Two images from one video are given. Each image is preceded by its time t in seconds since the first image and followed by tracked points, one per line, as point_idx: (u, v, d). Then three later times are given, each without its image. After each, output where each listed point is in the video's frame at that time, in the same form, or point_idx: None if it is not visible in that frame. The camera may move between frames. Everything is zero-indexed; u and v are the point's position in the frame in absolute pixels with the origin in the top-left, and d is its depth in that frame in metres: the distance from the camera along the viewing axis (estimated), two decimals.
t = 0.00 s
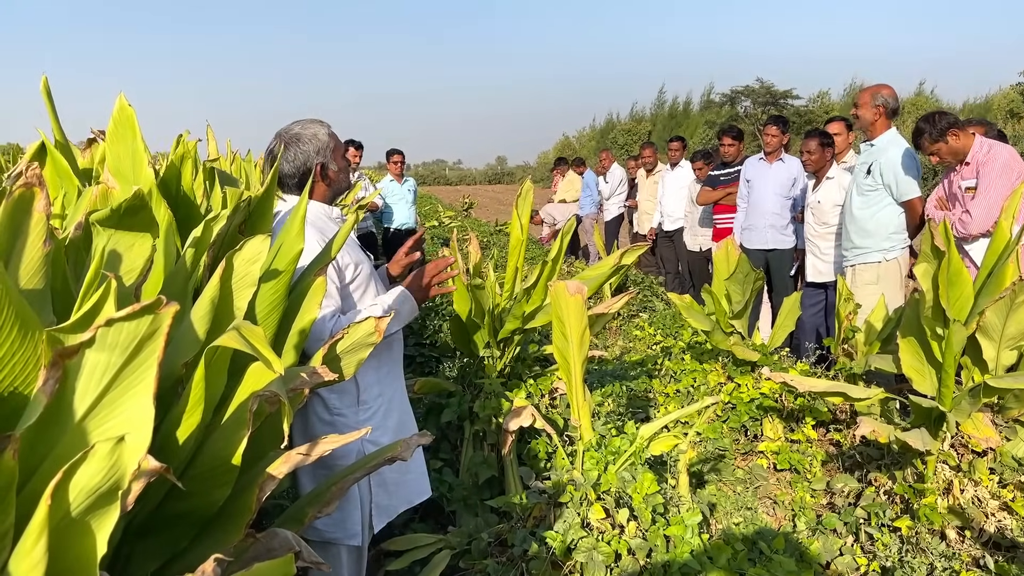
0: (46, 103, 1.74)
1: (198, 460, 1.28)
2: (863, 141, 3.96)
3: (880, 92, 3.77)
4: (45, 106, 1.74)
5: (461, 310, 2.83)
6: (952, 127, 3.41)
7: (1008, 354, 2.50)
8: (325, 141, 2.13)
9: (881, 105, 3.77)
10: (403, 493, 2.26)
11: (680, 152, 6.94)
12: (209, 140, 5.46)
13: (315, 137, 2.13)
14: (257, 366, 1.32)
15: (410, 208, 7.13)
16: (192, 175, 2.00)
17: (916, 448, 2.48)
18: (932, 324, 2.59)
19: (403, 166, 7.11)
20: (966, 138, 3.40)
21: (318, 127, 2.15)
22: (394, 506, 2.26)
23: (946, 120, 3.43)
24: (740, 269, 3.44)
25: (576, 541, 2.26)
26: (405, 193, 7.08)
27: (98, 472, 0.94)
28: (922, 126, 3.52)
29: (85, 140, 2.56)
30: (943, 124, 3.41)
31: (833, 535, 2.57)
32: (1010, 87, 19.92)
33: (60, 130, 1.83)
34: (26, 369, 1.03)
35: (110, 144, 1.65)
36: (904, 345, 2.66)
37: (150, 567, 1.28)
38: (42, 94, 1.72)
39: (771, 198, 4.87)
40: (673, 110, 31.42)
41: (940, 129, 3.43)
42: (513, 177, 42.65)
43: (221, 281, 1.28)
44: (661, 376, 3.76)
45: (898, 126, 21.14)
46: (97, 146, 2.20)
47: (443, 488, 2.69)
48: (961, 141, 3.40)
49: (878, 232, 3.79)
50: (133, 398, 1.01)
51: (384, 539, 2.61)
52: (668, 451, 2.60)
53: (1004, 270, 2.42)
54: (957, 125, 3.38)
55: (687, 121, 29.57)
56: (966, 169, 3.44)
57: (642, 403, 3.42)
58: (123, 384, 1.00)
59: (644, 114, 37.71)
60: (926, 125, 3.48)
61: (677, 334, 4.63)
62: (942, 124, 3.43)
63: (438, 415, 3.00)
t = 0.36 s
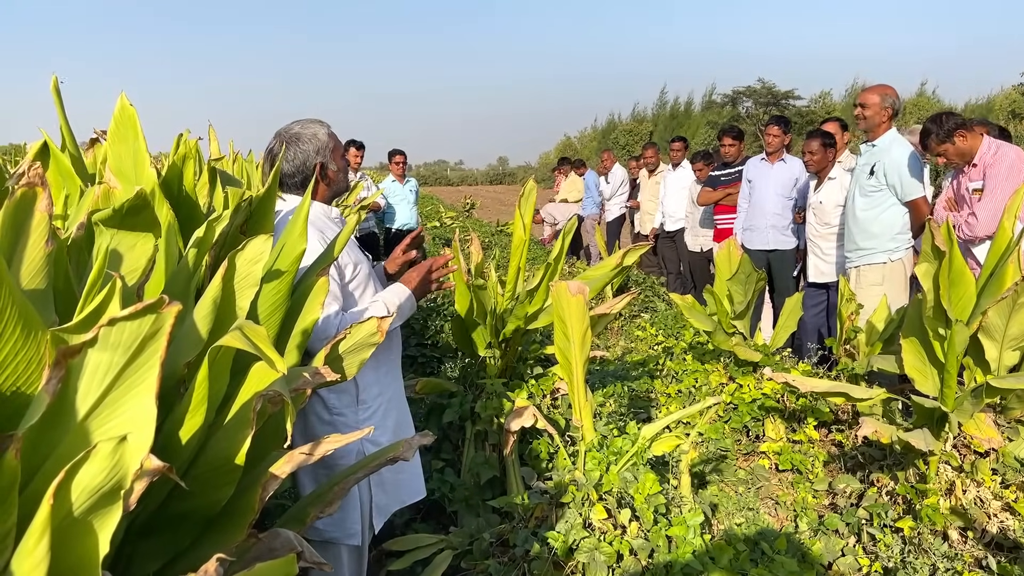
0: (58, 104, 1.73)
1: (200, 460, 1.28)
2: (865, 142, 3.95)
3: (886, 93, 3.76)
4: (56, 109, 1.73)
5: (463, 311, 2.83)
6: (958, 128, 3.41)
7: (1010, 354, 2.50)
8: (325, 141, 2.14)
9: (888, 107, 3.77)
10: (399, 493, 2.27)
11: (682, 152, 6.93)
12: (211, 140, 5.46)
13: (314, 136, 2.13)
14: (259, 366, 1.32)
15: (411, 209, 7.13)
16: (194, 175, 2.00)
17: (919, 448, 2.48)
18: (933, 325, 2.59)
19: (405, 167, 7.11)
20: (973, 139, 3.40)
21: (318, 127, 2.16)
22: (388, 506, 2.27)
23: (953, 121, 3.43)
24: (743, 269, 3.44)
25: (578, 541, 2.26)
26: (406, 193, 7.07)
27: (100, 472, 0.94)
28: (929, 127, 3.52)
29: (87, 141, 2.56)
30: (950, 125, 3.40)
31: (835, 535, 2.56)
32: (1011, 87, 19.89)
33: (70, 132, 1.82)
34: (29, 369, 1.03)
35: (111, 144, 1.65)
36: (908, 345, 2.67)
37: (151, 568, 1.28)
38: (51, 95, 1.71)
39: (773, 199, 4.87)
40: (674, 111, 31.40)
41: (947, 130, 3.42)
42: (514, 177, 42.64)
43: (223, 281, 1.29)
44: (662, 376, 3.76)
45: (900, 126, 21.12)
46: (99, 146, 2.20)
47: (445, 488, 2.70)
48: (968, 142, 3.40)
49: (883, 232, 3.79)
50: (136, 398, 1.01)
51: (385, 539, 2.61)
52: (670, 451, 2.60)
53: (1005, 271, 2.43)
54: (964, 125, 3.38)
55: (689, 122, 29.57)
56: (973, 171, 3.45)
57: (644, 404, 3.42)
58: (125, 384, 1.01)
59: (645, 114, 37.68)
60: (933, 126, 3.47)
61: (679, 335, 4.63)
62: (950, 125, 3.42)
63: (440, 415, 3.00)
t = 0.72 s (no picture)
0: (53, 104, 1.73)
1: (200, 460, 1.28)
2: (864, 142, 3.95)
3: (887, 94, 3.77)
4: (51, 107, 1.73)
5: (464, 311, 2.84)
6: (969, 128, 3.42)
7: (1011, 355, 2.50)
8: (324, 139, 2.15)
9: (890, 109, 3.77)
10: (398, 493, 2.27)
11: (682, 153, 6.94)
12: (211, 141, 5.47)
13: (313, 135, 2.14)
14: (259, 366, 1.33)
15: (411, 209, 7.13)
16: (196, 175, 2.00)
17: (920, 449, 2.48)
18: (935, 325, 2.59)
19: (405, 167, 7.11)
20: (984, 139, 3.40)
21: (315, 127, 2.16)
22: (389, 505, 2.27)
23: (964, 121, 3.43)
24: (744, 269, 3.44)
25: (578, 542, 2.26)
26: (407, 193, 7.07)
27: (100, 472, 0.94)
28: (939, 126, 3.52)
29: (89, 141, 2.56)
30: (960, 125, 3.42)
31: (835, 536, 2.56)
32: (1012, 88, 19.89)
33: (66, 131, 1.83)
34: (30, 370, 1.04)
35: (112, 144, 1.64)
36: (908, 346, 2.67)
37: (151, 568, 1.28)
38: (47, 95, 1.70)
39: (773, 199, 4.87)
40: (675, 111, 31.40)
41: (957, 130, 3.44)
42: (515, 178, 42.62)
43: (223, 281, 1.29)
44: (663, 377, 3.76)
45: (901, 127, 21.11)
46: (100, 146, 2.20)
47: (445, 488, 2.70)
48: (978, 143, 3.39)
49: (883, 233, 3.79)
50: (136, 397, 1.01)
51: (386, 539, 2.61)
52: (671, 452, 2.61)
53: (1006, 272, 2.43)
54: (975, 125, 3.39)
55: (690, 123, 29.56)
56: (982, 172, 3.44)
57: (644, 404, 3.42)
58: (126, 384, 1.01)
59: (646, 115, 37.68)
60: (943, 126, 3.48)
61: (679, 335, 4.63)
62: (959, 125, 3.43)
63: (440, 416, 3.00)
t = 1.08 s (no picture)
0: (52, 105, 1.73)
1: (200, 461, 1.28)
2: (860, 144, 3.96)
3: (882, 96, 3.76)
4: (50, 108, 1.73)
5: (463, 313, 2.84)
6: (978, 125, 3.42)
7: (1009, 357, 2.50)
8: (320, 140, 2.15)
9: (884, 111, 3.78)
10: (401, 492, 2.26)
11: (682, 155, 6.95)
12: (210, 142, 5.47)
13: (309, 137, 2.14)
14: (259, 368, 1.33)
15: (411, 210, 7.13)
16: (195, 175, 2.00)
17: (919, 450, 2.48)
18: (933, 327, 2.59)
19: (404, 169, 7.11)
20: (992, 138, 3.41)
21: (309, 128, 2.17)
22: (394, 505, 2.26)
23: (974, 118, 3.43)
24: (743, 270, 3.43)
25: (577, 543, 2.26)
26: (406, 195, 7.07)
27: (100, 474, 0.94)
28: (948, 123, 3.53)
29: (88, 142, 2.56)
30: (969, 122, 3.42)
31: (834, 538, 2.56)
32: (1011, 90, 19.90)
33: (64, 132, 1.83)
34: (30, 372, 1.04)
35: (110, 145, 1.64)
36: (908, 348, 2.68)
37: (152, 569, 1.28)
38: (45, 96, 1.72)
39: (772, 201, 4.87)
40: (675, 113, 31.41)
41: (965, 127, 3.43)
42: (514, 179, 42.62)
43: (224, 283, 1.29)
44: (663, 378, 3.76)
45: (901, 128, 21.10)
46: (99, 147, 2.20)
47: (444, 490, 2.71)
48: (986, 140, 3.41)
49: (881, 235, 3.80)
50: (136, 400, 1.02)
51: (385, 540, 2.61)
52: (671, 454, 2.61)
53: (1005, 273, 2.43)
54: (984, 123, 3.40)
55: (689, 124, 29.57)
56: (986, 171, 3.45)
57: (644, 406, 3.42)
58: (126, 386, 1.01)
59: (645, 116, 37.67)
60: (951, 123, 3.48)
61: (679, 337, 4.64)
62: (968, 122, 3.43)
63: (440, 417, 3.00)
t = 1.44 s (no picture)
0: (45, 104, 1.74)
1: (199, 463, 1.28)
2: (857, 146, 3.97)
3: (876, 99, 3.77)
4: (43, 107, 1.74)
5: (462, 316, 2.81)
6: (972, 128, 3.44)
7: (1007, 358, 2.50)
8: (317, 145, 2.15)
9: (877, 113, 3.78)
10: (405, 492, 2.25)
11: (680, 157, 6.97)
12: (208, 144, 5.46)
13: (306, 141, 2.14)
14: (258, 370, 1.33)
15: (409, 212, 7.13)
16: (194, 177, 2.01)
17: (916, 452, 2.49)
18: (931, 328, 2.59)
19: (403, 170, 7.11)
20: (985, 140, 3.42)
21: (309, 132, 2.17)
22: (397, 505, 2.25)
23: (969, 120, 3.45)
24: (741, 272, 3.42)
25: (576, 545, 2.26)
26: (405, 197, 7.08)
27: (98, 476, 0.94)
28: (942, 125, 3.56)
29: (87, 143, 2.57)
30: (960, 126, 3.45)
31: (832, 539, 2.57)
32: (1010, 92, 19.94)
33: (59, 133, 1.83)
34: (30, 374, 1.04)
35: (110, 148, 1.61)
36: (907, 349, 2.67)
37: (151, 570, 1.28)
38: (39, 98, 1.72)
39: (769, 203, 4.88)
40: (674, 114, 31.44)
41: (957, 131, 3.47)
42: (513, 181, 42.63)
43: (223, 286, 1.28)
44: (661, 380, 3.77)
45: (899, 130, 21.16)
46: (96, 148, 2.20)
47: (443, 492, 2.70)
48: (979, 143, 3.42)
49: (875, 237, 3.80)
50: (134, 402, 1.02)
51: (384, 543, 2.61)
52: (669, 455, 2.61)
53: (1004, 274, 2.43)
54: (976, 127, 3.41)
55: (688, 126, 29.60)
56: (980, 173, 3.46)
57: (642, 408, 3.43)
58: (123, 388, 1.01)
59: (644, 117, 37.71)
60: (943, 127, 3.52)
61: (677, 338, 4.64)
62: (960, 125, 3.46)
63: (438, 419, 3.00)
